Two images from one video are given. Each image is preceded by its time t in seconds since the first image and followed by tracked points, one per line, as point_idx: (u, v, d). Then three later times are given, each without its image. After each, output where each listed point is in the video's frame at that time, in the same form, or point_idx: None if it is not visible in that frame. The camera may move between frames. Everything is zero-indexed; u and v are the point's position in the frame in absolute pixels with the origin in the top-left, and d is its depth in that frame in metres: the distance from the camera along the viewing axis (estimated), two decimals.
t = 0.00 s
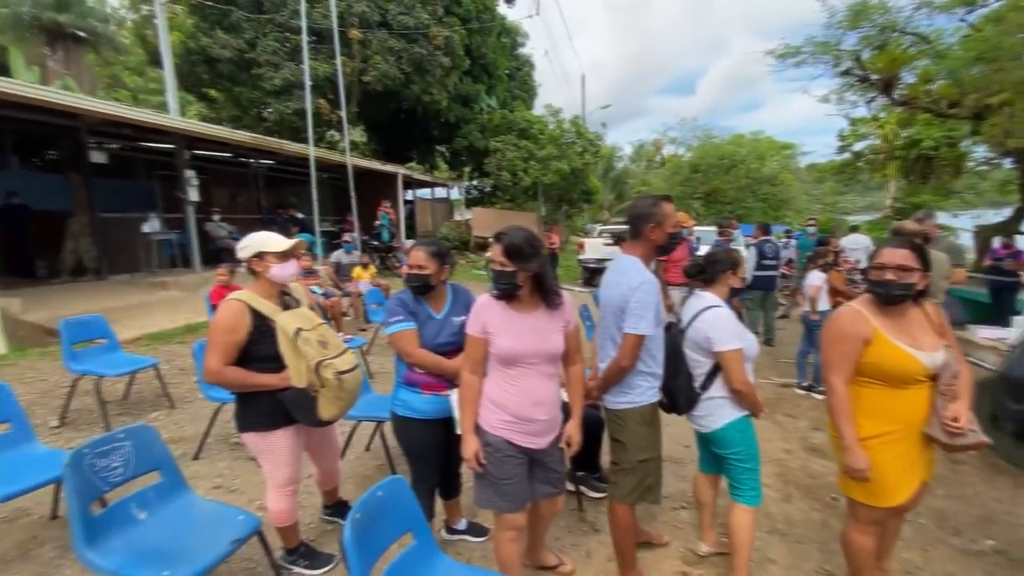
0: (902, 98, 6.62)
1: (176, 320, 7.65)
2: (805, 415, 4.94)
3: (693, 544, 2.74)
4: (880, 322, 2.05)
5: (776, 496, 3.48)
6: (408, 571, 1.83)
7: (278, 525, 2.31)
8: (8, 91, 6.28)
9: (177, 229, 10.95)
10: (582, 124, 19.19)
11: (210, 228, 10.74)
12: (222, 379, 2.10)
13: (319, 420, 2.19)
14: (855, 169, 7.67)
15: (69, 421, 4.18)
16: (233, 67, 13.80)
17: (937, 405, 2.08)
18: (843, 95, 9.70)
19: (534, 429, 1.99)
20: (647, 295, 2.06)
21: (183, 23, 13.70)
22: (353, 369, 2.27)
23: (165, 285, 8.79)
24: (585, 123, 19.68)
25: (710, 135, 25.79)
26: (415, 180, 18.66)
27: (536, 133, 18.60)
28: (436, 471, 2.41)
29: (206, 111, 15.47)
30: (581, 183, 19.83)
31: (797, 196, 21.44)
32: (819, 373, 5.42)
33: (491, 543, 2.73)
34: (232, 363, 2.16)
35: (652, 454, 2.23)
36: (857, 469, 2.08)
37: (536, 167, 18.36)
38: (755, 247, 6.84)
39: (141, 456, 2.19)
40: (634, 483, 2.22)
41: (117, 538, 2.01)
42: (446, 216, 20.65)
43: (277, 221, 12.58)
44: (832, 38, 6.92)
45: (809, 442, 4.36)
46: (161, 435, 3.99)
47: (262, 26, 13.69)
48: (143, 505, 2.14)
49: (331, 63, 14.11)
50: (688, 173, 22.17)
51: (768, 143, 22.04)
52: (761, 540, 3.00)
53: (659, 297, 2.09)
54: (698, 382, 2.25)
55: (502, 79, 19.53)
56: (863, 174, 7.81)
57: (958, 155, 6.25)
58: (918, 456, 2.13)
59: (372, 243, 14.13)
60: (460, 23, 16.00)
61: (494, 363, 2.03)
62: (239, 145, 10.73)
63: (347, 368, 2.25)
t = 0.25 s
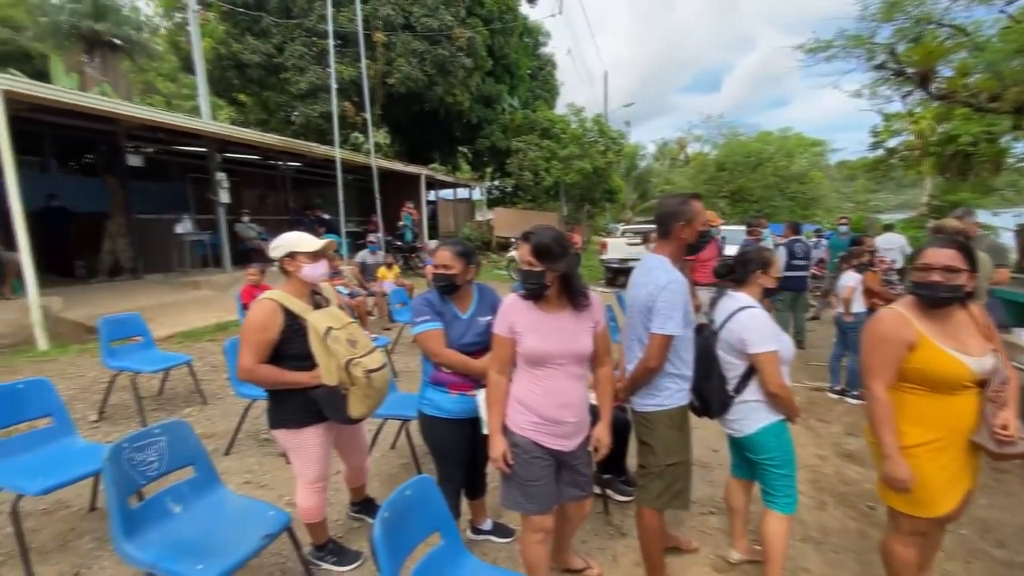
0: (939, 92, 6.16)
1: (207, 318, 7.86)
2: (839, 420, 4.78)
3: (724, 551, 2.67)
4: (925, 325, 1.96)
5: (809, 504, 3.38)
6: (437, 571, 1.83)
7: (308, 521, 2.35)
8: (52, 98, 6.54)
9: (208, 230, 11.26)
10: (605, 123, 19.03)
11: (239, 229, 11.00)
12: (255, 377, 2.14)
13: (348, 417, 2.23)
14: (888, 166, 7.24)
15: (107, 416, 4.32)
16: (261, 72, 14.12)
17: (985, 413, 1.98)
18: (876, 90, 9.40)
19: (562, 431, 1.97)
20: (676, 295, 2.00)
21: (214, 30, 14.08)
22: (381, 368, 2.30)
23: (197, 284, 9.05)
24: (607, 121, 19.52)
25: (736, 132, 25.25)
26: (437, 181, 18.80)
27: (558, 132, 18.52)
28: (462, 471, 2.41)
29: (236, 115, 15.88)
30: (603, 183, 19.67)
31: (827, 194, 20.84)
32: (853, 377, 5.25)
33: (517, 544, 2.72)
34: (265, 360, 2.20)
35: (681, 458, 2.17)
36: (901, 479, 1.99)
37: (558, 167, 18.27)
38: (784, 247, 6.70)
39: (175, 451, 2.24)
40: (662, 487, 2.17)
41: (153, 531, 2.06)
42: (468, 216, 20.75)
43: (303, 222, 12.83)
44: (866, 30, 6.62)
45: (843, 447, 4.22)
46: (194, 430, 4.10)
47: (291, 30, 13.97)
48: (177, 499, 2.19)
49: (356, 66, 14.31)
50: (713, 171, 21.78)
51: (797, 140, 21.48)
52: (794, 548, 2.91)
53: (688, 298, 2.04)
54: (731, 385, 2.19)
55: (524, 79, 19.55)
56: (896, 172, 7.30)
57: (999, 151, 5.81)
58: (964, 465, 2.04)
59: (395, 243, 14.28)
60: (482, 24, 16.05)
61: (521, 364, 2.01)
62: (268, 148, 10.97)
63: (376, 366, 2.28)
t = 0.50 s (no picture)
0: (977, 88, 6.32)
1: (234, 317, 8.03)
2: (872, 427, 4.63)
3: (754, 560, 2.60)
4: (973, 330, 1.86)
5: (842, 513, 3.27)
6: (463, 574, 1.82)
7: (334, 520, 2.37)
8: (88, 103, 6.77)
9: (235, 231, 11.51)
10: (626, 122, 18.85)
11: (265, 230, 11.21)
12: (284, 375, 2.16)
13: (375, 417, 2.24)
14: (921, 164, 7.17)
15: (140, 412, 4.44)
16: (287, 76, 14.39)
17: None
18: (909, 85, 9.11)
19: (590, 435, 1.94)
20: (708, 296, 1.95)
21: (241, 36, 14.42)
22: (407, 368, 2.30)
23: (225, 283, 9.27)
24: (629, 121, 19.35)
25: (761, 130, 24.76)
26: (458, 182, 18.90)
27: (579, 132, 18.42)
28: (486, 473, 2.39)
29: (262, 118, 16.22)
30: (624, 183, 19.48)
31: (855, 194, 20.29)
32: (887, 382, 5.10)
33: (541, 547, 2.69)
34: (294, 359, 2.22)
35: (711, 465, 2.11)
36: (952, 491, 1.89)
37: (578, 167, 18.17)
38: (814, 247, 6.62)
39: (207, 448, 2.28)
40: (691, 495, 2.11)
41: (185, 526, 2.10)
42: (488, 217, 20.80)
43: (327, 224, 13.03)
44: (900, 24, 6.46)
45: (878, 455, 4.07)
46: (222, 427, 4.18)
47: (315, 35, 14.19)
48: (209, 496, 2.22)
49: (378, 69, 14.47)
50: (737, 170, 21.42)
51: (824, 138, 20.95)
52: (828, 560, 2.81)
53: (720, 300, 1.98)
54: (764, 390, 2.12)
55: (544, 79, 19.52)
56: (930, 169, 7.32)
57: None
58: (1014, 474, 1.95)
59: (416, 244, 14.39)
60: (503, 25, 16.07)
61: (548, 366, 1.99)
62: (293, 151, 11.17)
63: (402, 366, 2.29)
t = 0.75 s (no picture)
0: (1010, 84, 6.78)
1: (257, 317, 8.15)
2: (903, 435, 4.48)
3: (784, 572, 2.52)
4: (1021, 333, 1.77)
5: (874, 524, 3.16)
6: None
7: (357, 521, 2.36)
8: (117, 108, 6.94)
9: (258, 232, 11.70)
10: (645, 123, 18.69)
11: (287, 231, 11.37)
12: (310, 376, 2.16)
13: (399, 420, 2.23)
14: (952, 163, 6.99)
15: (166, 410, 4.52)
16: (308, 80, 14.59)
17: None
18: (937, 83, 8.87)
19: (618, 441, 1.89)
20: (742, 299, 1.89)
21: (264, 41, 14.67)
22: (431, 370, 2.29)
23: (248, 284, 9.42)
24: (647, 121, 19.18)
25: (783, 130, 24.31)
26: (475, 184, 18.94)
27: (597, 133, 18.31)
28: (510, 478, 2.36)
29: (284, 121, 16.47)
30: (643, 184, 19.29)
31: (881, 194, 19.76)
32: (920, 389, 4.89)
33: (565, 554, 2.65)
34: (319, 361, 2.22)
35: (743, 473, 2.05)
36: (1006, 502, 1.80)
37: (596, 168, 18.05)
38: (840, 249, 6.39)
39: (233, 447, 2.29)
40: (721, 503, 2.05)
41: (212, 525, 2.11)
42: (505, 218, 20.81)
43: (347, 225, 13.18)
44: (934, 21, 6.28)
45: (911, 464, 3.94)
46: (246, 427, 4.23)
47: (336, 39, 14.38)
48: (235, 495, 2.24)
49: (398, 73, 14.59)
50: (758, 170, 21.08)
51: (849, 137, 20.28)
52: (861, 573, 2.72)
53: (753, 304, 1.92)
54: (794, 396, 2.05)
55: (562, 80, 19.48)
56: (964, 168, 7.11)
57: None
58: None
59: (434, 245, 14.45)
60: (522, 26, 16.07)
61: (574, 370, 1.95)
62: (314, 153, 11.32)
63: (426, 369, 2.28)
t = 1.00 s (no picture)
0: None
1: (276, 318, 8.23)
2: (936, 444, 4.33)
3: None
4: None
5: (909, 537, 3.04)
6: None
7: (380, 526, 2.33)
8: (144, 111, 7.08)
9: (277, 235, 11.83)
10: (662, 124, 18.53)
11: (306, 233, 11.50)
12: (335, 379, 2.15)
13: (423, 423, 2.20)
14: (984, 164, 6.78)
15: (189, 409, 4.57)
16: (327, 84, 14.75)
17: None
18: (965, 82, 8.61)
19: (649, 450, 1.84)
20: (782, 306, 1.82)
21: (285, 45, 14.89)
22: (455, 374, 2.26)
23: (268, 285, 9.53)
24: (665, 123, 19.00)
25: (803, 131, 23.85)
26: (491, 186, 18.97)
27: (613, 135, 18.19)
28: (534, 484, 2.31)
29: (303, 125, 16.70)
30: (660, 186, 19.10)
31: (905, 196, 19.19)
32: (952, 397, 4.72)
33: (589, 563, 2.59)
34: (344, 363, 2.20)
35: (778, 485, 1.98)
36: None
37: (612, 170, 17.93)
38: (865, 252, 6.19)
39: (258, 449, 2.29)
40: (755, 515, 1.98)
41: (237, 528, 2.11)
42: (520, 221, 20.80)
43: (364, 227, 13.29)
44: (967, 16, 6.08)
45: (945, 476, 3.79)
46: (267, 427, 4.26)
47: (355, 43, 14.54)
48: (259, 498, 2.23)
49: (415, 76, 14.68)
50: (778, 172, 20.69)
51: (872, 137, 19.27)
52: None
53: (791, 310, 1.86)
54: (834, 405, 1.98)
55: (578, 82, 19.42)
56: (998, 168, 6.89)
57: None
58: None
59: (450, 247, 14.48)
60: (538, 28, 16.07)
61: (604, 375, 1.90)
62: (332, 156, 11.44)
63: (451, 372, 2.25)
